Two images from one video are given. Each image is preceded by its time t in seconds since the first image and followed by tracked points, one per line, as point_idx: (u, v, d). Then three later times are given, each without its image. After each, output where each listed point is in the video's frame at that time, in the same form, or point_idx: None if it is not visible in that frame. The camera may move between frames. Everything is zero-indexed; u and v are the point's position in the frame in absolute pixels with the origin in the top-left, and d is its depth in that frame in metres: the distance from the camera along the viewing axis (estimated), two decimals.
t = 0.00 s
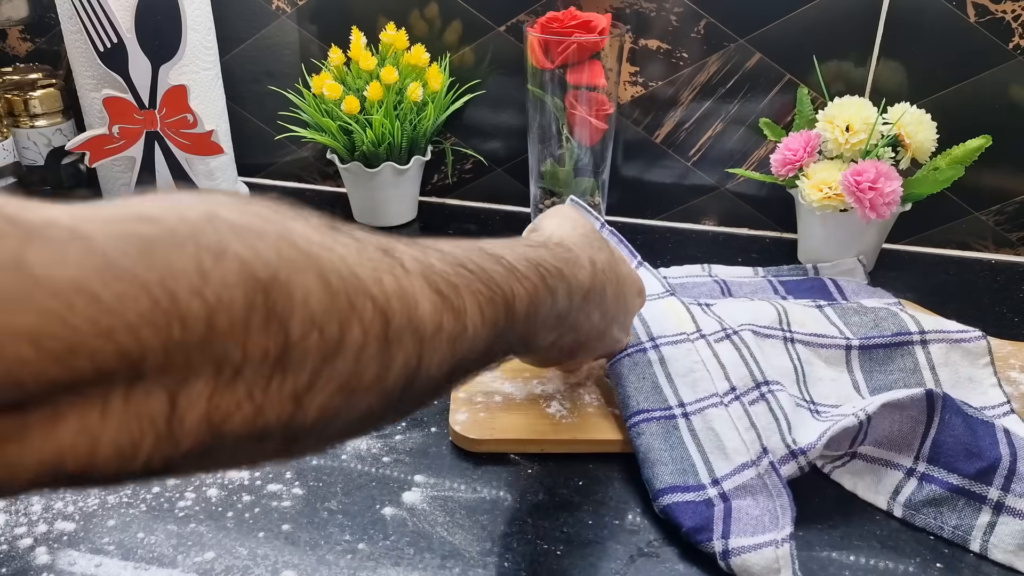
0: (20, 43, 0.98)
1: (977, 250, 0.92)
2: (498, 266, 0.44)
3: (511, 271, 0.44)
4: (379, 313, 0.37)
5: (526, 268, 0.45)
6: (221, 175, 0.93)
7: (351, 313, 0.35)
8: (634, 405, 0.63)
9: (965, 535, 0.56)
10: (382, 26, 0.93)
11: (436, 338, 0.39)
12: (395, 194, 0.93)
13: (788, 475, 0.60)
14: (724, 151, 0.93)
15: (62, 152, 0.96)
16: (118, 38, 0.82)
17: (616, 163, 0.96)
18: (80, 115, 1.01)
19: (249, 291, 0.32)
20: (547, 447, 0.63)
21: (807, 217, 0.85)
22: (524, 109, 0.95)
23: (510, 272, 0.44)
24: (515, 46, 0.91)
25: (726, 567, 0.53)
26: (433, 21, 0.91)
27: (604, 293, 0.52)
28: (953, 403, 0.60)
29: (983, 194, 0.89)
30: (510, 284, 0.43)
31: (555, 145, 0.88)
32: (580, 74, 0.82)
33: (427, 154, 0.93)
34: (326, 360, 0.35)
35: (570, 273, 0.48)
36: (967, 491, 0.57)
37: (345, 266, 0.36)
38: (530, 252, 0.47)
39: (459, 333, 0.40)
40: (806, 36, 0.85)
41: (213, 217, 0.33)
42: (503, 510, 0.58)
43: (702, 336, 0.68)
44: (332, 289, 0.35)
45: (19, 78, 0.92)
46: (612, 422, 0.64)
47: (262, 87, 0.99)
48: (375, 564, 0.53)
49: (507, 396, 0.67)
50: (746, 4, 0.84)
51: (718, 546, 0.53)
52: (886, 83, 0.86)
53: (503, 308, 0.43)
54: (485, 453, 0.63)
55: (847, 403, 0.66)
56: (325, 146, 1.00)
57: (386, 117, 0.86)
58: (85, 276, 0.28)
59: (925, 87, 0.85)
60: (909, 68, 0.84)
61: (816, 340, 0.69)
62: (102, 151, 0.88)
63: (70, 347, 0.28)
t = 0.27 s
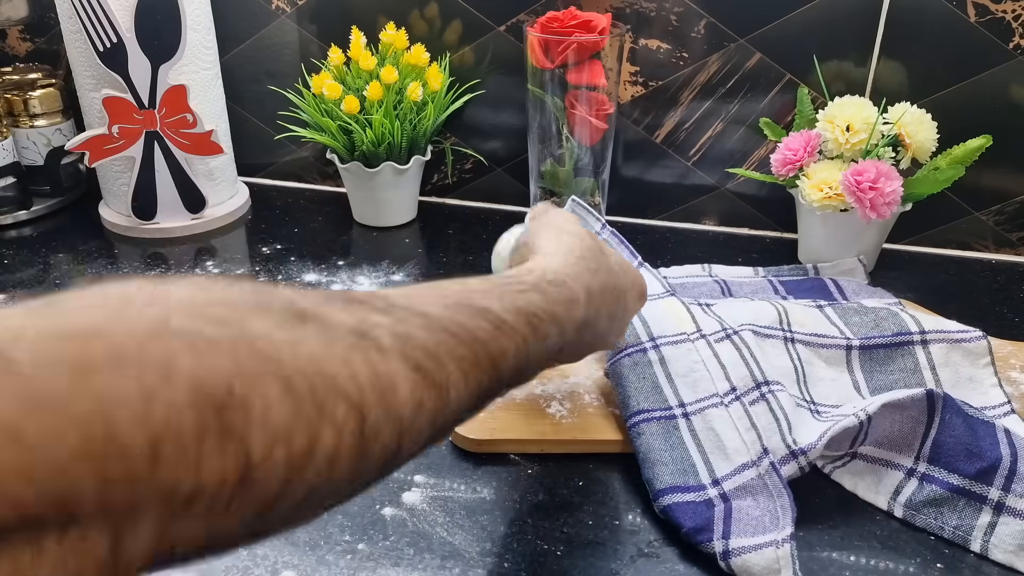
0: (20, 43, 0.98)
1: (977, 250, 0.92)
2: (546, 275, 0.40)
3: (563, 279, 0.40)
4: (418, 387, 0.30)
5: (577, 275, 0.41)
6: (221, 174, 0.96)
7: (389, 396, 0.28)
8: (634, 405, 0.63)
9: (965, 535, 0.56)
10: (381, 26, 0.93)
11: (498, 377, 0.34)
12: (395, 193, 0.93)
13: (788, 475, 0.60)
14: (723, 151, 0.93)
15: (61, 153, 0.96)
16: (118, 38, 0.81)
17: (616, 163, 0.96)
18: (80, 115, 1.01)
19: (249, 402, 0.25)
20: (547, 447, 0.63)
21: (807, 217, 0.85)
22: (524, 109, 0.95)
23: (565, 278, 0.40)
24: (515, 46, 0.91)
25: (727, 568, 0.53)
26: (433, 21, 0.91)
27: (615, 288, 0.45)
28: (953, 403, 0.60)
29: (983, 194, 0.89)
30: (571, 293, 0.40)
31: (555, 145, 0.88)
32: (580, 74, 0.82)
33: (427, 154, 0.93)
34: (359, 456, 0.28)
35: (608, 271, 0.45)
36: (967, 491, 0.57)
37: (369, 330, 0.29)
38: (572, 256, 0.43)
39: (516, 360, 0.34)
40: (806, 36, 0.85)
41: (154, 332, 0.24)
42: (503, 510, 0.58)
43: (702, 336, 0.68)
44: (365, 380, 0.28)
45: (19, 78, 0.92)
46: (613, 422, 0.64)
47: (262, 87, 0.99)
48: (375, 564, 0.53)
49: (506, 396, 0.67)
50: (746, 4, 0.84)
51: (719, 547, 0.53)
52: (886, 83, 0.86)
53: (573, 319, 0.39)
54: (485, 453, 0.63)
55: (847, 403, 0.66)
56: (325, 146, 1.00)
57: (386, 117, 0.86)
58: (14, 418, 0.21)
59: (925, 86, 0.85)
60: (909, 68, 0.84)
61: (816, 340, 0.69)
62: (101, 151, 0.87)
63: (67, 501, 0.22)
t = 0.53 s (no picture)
0: (19, 42, 0.97)
1: (978, 250, 0.92)
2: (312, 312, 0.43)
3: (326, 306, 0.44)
4: (227, 477, 0.32)
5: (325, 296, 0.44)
6: (220, 174, 0.96)
7: (207, 498, 0.31)
8: (634, 406, 0.63)
9: (966, 536, 0.56)
10: (381, 26, 0.92)
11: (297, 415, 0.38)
12: (395, 193, 0.93)
13: (789, 476, 0.59)
14: (724, 151, 0.93)
15: (60, 152, 0.96)
16: (117, 37, 0.81)
17: (616, 162, 0.96)
18: (79, 114, 1.01)
19: (56, 555, 0.26)
20: (547, 448, 0.62)
21: (808, 217, 0.84)
22: (524, 108, 0.95)
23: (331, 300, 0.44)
24: (515, 45, 0.91)
25: (727, 569, 0.53)
26: (433, 20, 0.91)
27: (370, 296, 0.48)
28: (954, 403, 0.59)
29: (984, 193, 0.88)
30: (338, 319, 0.44)
31: (555, 144, 0.88)
32: (579, 73, 0.82)
33: (427, 154, 0.93)
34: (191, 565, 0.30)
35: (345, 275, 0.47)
36: (968, 492, 0.57)
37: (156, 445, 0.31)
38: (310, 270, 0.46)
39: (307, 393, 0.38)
40: (807, 36, 0.84)
41: None
42: (503, 510, 0.58)
43: (703, 336, 0.68)
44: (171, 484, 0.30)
45: (17, 77, 0.91)
46: (614, 423, 0.64)
47: (261, 87, 0.99)
48: (374, 566, 0.53)
49: (507, 397, 0.66)
50: (747, 3, 0.84)
51: (720, 548, 0.53)
52: (887, 82, 0.85)
53: (340, 342, 0.43)
54: (485, 454, 0.63)
55: (848, 403, 0.65)
56: (325, 146, 1.00)
57: (385, 116, 0.86)
58: None
59: (926, 86, 0.84)
60: (910, 67, 0.84)
61: (817, 340, 0.69)
62: (100, 151, 0.87)
63: None
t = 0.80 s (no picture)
0: (19, 42, 0.98)
1: (978, 250, 0.92)
2: (102, 393, 0.43)
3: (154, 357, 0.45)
4: None
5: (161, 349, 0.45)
6: (220, 174, 0.96)
7: None
8: (634, 406, 0.63)
9: (965, 535, 0.56)
10: (381, 26, 0.93)
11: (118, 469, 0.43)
12: (396, 193, 0.93)
13: (789, 475, 0.60)
14: (723, 151, 0.93)
15: (61, 153, 0.96)
16: (118, 37, 0.81)
17: (616, 163, 0.96)
18: (79, 115, 1.01)
19: None
20: (547, 448, 0.62)
21: (808, 217, 0.85)
22: (524, 108, 0.95)
23: (138, 387, 0.44)
24: (514, 45, 0.91)
25: (726, 568, 0.53)
26: (433, 20, 0.91)
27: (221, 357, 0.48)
28: (953, 403, 0.59)
29: (984, 193, 0.88)
30: (138, 397, 0.43)
31: (555, 144, 0.88)
32: (579, 74, 0.82)
33: (427, 154, 0.93)
34: None
35: (196, 323, 0.47)
36: (967, 492, 0.57)
37: None
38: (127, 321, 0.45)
39: None
40: (807, 36, 0.85)
41: None
42: (503, 510, 0.58)
43: (703, 336, 0.68)
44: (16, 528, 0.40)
45: (18, 77, 0.91)
46: (615, 422, 0.64)
47: (262, 87, 0.99)
48: (375, 565, 0.53)
49: (507, 397, 0.67)
50: (746, 3, 0.84)
51: (719, 548, 0.53)
52: (886, 83, 0.86)
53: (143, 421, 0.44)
54: (485, 453, 0.63)
55: (847, 403, 0.66)
56: (325, 146, 1.00)
57: (386, 117, 0.86)
58: None
59: (925, 86, 0.85)
60: (909, 67, 0.84)
61: (816, 340, 0.69)
62: (101, 151, 0.87)
63: None
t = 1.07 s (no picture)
0: (20, 43, 0.98)
1: (977, 250, 0.93)
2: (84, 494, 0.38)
3: (144, 436, 0.39)
4: None
5: (159, 425, 0.40)
6: (222, 175, 0.94)
7: None
8: (634, 405, 0.63)
9: (964, 535, 0.56)
10: (382, 26, 0.93)
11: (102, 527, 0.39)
12: (396, 193, 0.93)
13: (788, 475, 0.60)
14: (723, 151, 0.93)
15: (61, 153, 0.96)
16: (118, 38, 0.82)
17: (616, 163, 0.96)
18: (80, 115, 1.01)
19: None
20: (547, 447, 0.63)
21: (807, 217, 0.85)
22: (524, 109, 0.95)
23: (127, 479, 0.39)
24: (515, 46, 0.91)
25: (726, 567, 0.53)
26: (433, 21, 0.91)
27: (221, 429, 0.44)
28: (952, 403, 0.60)
29: (982, 194, 0.89)
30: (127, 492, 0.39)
31: (555, 145, 0.88)
32: (579, 74, 0.82)
33: (427, 154, 0.93)
34: None
35: (204, 396, 0.42)
36: (966, 491, 0.57)
37: None
38: (136, 391, 0.39)
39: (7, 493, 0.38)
40: (806, 37, 0.85)
41: None
42: (503, 509, 0.58)
43: (702, 336, 0.68)
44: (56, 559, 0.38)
45: (19, 78, 0.92)
46: (614, 422, 0.64)
47: (262, 87, 0.99)
48: (375, 564, 0.54)
49: (507, 396, 0.67)
50: (746, 4, 0.84)
51: (718, 547, 0.53)
52: (885, 83, 0.86)
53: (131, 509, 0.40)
54: (485, 453, 0.63)
55: (846, 403, 0.66)
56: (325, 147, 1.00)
57: (386, 117, 0.86)
58: None
59: (924, 87, 0.85)
60: (908, 68, 0.84)
61: (816, 340, 0.69)
62: (102, 151, 0.88)
63: None
